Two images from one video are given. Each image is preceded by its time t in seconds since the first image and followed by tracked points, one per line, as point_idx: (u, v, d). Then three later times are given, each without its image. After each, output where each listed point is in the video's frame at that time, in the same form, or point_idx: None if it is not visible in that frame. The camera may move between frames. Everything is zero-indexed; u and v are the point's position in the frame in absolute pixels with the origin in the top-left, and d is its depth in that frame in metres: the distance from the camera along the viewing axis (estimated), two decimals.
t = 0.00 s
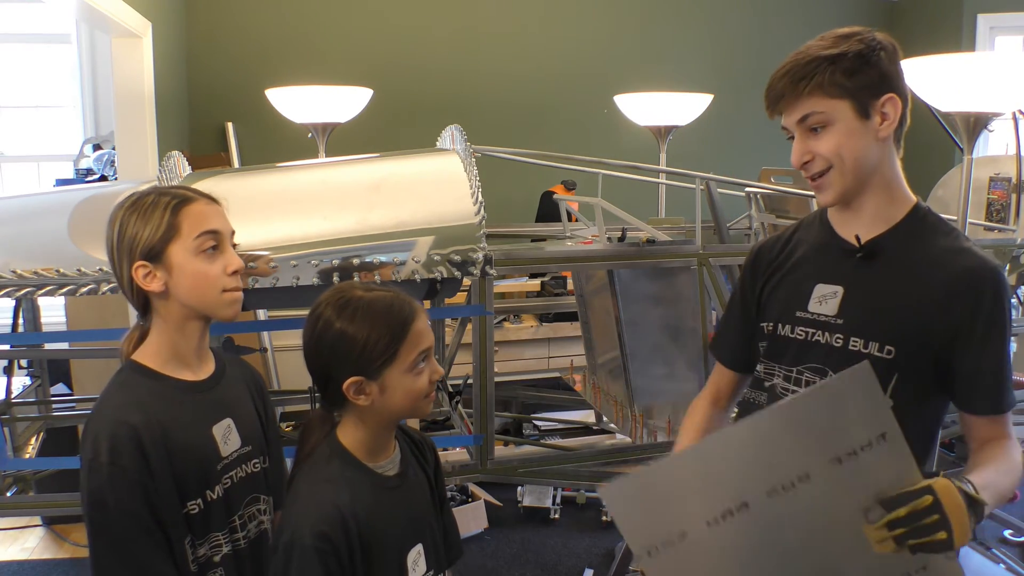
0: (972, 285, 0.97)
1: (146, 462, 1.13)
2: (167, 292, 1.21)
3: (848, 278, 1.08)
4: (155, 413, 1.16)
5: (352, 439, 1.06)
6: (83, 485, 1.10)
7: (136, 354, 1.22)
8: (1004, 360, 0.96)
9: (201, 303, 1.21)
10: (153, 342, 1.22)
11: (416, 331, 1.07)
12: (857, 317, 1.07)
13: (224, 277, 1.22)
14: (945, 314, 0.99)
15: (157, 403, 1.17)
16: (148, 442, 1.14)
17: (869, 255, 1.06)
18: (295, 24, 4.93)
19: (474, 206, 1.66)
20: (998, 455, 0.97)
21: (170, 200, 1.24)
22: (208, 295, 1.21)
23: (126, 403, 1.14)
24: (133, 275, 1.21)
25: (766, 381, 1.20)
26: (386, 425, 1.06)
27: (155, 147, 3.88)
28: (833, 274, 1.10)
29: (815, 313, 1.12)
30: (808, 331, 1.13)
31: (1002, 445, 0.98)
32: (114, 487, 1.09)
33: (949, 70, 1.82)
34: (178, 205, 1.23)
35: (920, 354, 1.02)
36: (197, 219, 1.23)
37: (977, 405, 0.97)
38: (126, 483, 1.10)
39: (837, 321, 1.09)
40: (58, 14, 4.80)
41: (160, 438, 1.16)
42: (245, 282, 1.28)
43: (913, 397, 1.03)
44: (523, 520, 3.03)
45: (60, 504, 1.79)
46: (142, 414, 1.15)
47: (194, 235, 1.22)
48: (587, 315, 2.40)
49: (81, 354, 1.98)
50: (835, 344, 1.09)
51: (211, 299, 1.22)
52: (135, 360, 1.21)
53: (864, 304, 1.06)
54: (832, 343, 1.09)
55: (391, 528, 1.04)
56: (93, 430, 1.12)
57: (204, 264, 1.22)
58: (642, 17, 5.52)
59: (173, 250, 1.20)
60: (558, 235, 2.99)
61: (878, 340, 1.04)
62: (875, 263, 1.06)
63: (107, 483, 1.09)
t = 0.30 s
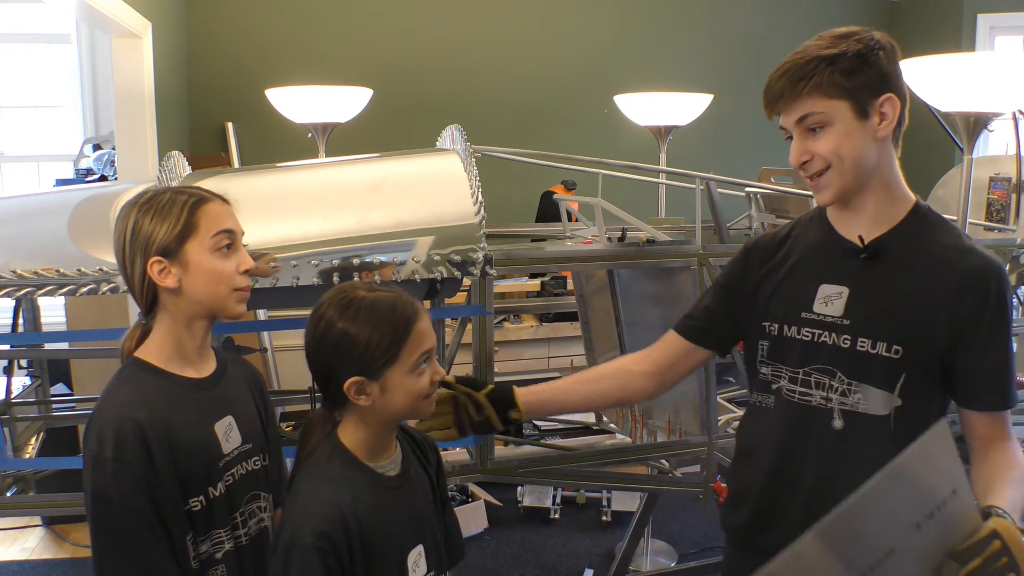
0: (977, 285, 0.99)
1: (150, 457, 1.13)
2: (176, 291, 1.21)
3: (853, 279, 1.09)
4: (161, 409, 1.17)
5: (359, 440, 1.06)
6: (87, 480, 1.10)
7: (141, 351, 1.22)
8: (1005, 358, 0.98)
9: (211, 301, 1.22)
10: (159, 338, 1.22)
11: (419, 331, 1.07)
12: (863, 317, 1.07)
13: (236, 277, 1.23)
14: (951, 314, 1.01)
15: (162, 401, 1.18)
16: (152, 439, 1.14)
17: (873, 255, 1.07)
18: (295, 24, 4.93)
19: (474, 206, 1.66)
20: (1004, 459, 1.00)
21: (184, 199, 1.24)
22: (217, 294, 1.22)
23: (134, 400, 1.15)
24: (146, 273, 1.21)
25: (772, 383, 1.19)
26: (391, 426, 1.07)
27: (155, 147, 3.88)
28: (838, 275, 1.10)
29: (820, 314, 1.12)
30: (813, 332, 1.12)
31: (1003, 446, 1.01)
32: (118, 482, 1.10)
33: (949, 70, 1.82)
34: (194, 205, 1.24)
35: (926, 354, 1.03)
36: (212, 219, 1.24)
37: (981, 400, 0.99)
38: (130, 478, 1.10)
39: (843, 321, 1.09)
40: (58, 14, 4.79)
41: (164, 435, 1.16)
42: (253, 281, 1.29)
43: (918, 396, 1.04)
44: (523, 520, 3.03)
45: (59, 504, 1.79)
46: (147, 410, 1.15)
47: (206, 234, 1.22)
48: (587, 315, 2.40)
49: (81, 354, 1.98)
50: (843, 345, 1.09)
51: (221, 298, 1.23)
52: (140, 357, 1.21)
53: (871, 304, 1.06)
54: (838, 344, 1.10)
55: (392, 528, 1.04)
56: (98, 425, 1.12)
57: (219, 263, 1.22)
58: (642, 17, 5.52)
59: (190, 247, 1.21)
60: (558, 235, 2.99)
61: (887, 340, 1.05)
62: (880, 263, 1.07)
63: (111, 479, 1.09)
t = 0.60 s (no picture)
0: (972, 284, 1.00)
1: (153, 454, 1.13)
2: (178, 290, 1.21)
3: (849, 280, 1.09)
4: (164, 407, 1.17)
5: (354, 442, 1.06)
6: (90, 477, 1.10)
7: (141, 350, 1.22)
8: (1000, 355, 0.99)
9: (215, 303, 1.22)
10: (160, 337, 1.22)
11: (412, 332, 1.07)
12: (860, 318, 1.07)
13: (239, 280, 1.23)
14: (946, 313, 1.02)
15: (164, 399, 1.17)
16: (155, 436, 1.14)
17: (868, 256, 1.07)
18: (295, 25, 4.94)
19: (474, 206, 1.66)
20: (1004, 455, 1.01)
21: (187, 199, 1.24)
22: (219, 295, 1.22)
23: (137, 398, 1.15)
24: (148, 272, 1.21)
25: (769, 386, 1.18)
26: (386, 428, 1.06)
27: (155, 147, 3.88)
28: (834, 276, 1.10)
29: (816, 316, 1.12)
30: (810, 334, 1.13)
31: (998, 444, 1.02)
32: (120, 479, 1.09)
33: (949, 70, 1.82)
34: (200, 205, 1.24)
35: (922, 353, 1.03)
36: (218, 221, 1.24)
37: (973, 397, 1.01)
38: (134, 476, 1.10)
39: (840, 323, 1.09)
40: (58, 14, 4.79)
41: (167, 432, 1.16)
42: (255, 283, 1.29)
43: (915, 397, 1.04)
44: (523, 521, 3.03)
45: (59, 504, 1.79)
46: (150, 407, 1.15)
47: (212, 236, 1.22)
48: (587, 315, 2.41)
49: (82, 354, 1.98)
50: (840, 346, 1.09)
51: (223, 300, 1.22)
52: (140, 355, 1.21)
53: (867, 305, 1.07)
54: (835, 345, 1.10)
55: (387, 530, 1.04)
56: (99, 423, 1.12)
57: (222, 266, 1.22)
58: (641, 17, 5.52)
59: (193, 249, 1.21)
60: (558, 235, 2.99)
61: (883, 341, 1.06)
62: (875, 263, 1.07)
63: (114, 475, 1.09)
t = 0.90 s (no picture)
0: (966, 292, 1.00)
1: (152, 454, 1.13)
2: (176, 290, 1.21)
3: (840, 281, 1.09)
4: (164, 407, 1.17)
5: (348, 444, 1.06)
6: (88, 477, 1.10)
7: (140, 349, 1.22)
8: (990, 363, 0.99)
9: (213, 303, 1.22)
10: (160, 338, 1.22)
11: (404, 335, 1.06)
12: (850, 319, 1.07)
13: (237, 281, 1.23)
14: (939, 318, 1.02)
15: (164, 398, 1.17)
16: (155, 435, 1.14)
17: (861, 259, 1.07)
18: (295, 24, 4.93)
19: (474, 206, 1.66)
20: (991, 463, 1.01)
21: (189, 201, 1.24)
22: (218, 297, 1.22)
23: (136, 397, 1.15)
24: (147, 273, 1.21)
25: (759, 382, 1.18)
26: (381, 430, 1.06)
27: (156, 147, 3.88)
28: (827, 276, 1.10)
29: (807, 315, 1.12)
30: (800, 333, 1.13)
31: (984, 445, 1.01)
32: (119, 480, 1.09)
33: (949, 69, 1.81)
34: (198, 206, 1.24)
35: (912, 355, 1.03)
36: (216, 222, 1.23)
37: (964, 405, 1.01)
38: (133, 476, 1.10)
39: (831, 324, 1.09)
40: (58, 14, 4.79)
41: (166, 432, 1.16)
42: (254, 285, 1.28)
43: (903, 400, 1.05)
44: (523, 521, 3.03)
45: (59, 504, 1.79)
46: (150, 407, 1.15)
47: (209, 237, 1.22)
48: (587, 314, 2.41)
49: (82, 354, 1.99)
50: (829, 347, 1.09)
51: (222, 301, 1.22)
52: (139, 355, 1.20)
53: (857, 306, 1.07)
54: (825, 345, 1.10)
55: (384, 533, 1.04)
56: (98, 424, 1.12)
57: (219, 268, 1.22)
58: (641, 17, 5.52)
59: (191, 252, 1.21)
60: (558, 235, 2.99)
61: (872, 342, 1.06)
62: (869, 265, 1.07)
63: (113, 474, 1.09)
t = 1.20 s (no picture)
0: (949, 295, 0.99)
1: (151, 455, 1.13)
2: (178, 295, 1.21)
3: (823, 278, 1.09)
4: (163, 407, 1.16)
5: (341, 445, 1.04)
6: (88, 475, 1.10)
7: (145, 351, 1.22)
8: (970, 367, 0.99)
9: (218, 307, 1.21)
10: (164, 340, 1.22)
11: (368, 340, 1.02)
12: (831, 317, 1.07)
13: (240, 283, 1.22)
14: (920, 320, 1.01)
15: (162, 396, 1.17)
16: (153, 436, 1.14)
17: (846, 258, 1.07)
18: (295, 24, 4.93)
19: (474, 206, 1.66)
20: (957, 469, 1.01)
21: (193, 203, 1.24)
22: (225, 299, 1.21)
23: (135, 397, 1.15)
24: (150, 277, 1.21)
25: (743, 375, 1.19)
26: (356, 440, 1.03)
27: (155, 147, 3.88)
28: (812, 274, 1.11)
29: (791, 312, 1.12)
30: (784, 329, 1.13)
31: (963, 449, 1.01)
32: (117, 479, 1.10)
33: (949, 69, 1.81)
34: (199, 207, 1.23)
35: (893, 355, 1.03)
36: (217, 225, 1.23)
37: (945, 408, 1.00)
38: (131, 475, 1.10)
39: (813, 320, 1.09)
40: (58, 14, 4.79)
41: (165, 433, 1.15)
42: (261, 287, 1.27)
43: (882, 399, 1.05)
44: (524, 520, 3.03)
45: (59, 504, 1.79)
46: (148, 407, 1.15)
47: (209, 239, 1.21)
48: (587, 314, 2.41)
49: (82, 354, 1.98)
50: (811, 343, 1.10)
51: (226, 303, 1.21)
52: (144, 357, 1.21)
53: (839, 305, 1.07)
54: (808, 342, 1.10)
55: (384, 535, 1.02)
56: (99, 425, 1.12)
57: (221, 271, 1.21)
58: (641, 17, 5.52)
59: (192, 255, 1.20)
60: (558, 235, 2.99)
61: (852, 341, 1.06)
62: (855, 264, 1.07)
63: (112, 473, 1.10)
